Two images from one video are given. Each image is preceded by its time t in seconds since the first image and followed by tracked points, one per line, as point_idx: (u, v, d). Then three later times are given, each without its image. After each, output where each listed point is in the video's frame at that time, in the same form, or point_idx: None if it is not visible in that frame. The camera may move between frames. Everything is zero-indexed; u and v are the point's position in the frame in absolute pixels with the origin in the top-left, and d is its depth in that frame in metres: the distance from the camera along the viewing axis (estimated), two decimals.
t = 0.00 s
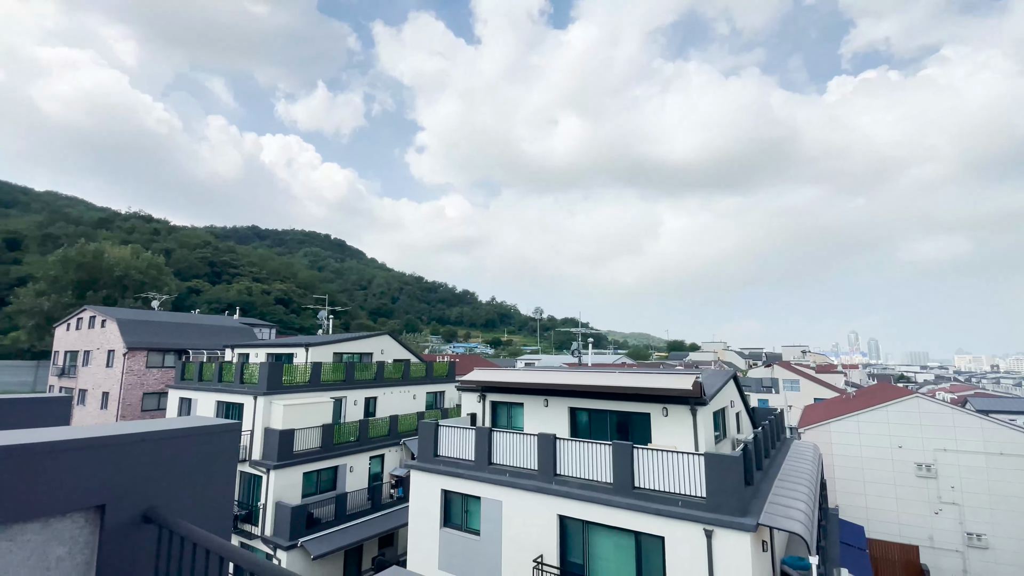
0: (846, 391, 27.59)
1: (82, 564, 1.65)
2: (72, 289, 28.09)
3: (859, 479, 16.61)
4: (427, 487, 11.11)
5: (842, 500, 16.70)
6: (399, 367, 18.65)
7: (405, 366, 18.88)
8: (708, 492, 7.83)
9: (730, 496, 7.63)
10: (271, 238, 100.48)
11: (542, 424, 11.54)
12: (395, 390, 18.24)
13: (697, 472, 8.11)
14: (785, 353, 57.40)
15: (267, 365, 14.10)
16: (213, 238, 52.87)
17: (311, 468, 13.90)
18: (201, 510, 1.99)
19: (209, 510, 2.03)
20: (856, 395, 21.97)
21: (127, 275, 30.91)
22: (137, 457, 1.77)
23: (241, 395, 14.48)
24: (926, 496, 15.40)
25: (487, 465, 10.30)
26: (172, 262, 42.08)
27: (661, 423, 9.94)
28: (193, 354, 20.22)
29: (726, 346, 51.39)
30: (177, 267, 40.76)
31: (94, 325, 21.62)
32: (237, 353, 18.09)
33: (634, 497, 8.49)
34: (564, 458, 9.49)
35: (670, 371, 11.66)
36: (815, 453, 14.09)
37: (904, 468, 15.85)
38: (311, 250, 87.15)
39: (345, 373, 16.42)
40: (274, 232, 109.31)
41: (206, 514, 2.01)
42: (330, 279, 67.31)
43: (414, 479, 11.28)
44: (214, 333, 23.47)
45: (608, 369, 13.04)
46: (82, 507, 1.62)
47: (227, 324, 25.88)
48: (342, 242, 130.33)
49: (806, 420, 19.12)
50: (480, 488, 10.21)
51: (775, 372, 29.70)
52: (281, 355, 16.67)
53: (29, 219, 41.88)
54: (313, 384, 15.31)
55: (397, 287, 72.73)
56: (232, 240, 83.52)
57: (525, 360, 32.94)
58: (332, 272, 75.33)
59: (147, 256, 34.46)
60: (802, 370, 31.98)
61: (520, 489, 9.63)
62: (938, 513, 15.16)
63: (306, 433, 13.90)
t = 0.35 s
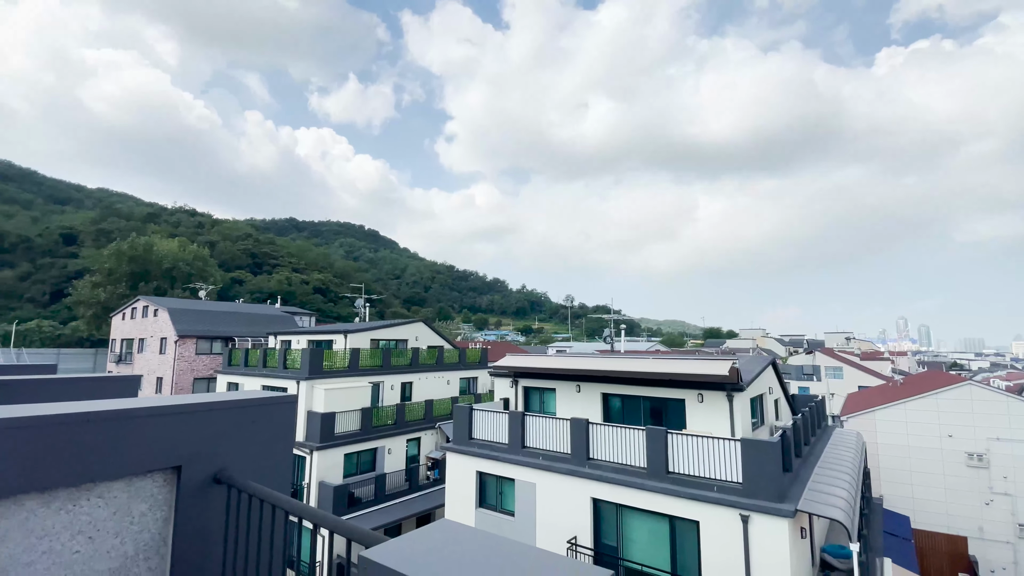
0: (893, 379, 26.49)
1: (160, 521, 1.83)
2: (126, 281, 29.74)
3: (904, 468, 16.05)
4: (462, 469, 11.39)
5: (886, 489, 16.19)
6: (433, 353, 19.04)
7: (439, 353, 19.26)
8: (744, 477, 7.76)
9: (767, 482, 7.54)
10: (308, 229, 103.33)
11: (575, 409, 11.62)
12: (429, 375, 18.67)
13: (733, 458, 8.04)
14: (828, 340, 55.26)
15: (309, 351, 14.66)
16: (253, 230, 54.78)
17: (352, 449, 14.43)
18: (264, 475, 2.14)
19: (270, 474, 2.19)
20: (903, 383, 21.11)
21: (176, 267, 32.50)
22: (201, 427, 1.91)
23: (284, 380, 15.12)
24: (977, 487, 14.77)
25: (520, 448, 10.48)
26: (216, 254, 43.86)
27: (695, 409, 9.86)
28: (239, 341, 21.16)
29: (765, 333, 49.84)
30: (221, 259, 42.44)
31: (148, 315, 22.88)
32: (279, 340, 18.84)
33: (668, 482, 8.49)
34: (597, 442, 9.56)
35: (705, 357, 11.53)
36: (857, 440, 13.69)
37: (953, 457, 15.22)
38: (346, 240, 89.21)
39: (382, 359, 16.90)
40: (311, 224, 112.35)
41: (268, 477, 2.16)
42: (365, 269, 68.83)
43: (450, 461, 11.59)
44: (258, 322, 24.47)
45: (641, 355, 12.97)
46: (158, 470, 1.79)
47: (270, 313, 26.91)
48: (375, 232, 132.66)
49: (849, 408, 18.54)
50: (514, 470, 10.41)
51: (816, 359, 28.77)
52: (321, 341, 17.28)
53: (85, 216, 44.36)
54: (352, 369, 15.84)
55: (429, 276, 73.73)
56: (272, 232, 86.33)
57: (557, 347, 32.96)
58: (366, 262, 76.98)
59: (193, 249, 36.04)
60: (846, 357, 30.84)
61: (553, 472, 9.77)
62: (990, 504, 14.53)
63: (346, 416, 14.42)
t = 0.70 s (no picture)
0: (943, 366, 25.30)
1: (231, 482, 2.00)
2: (173, 272, 31.23)
3: (952, 458, 15.43)
4: (496, 452, 11.61)
5: (933, 480, 15.60)
6: (465, 340, 19.34)
7: (471, 339, 19.54)
8: (781, 464, 7.65)
9: (805, 468, 7.42)
10: (341, 220, 105.32)
11: (608, 394, 11.65)
12: (462, 361, 18.98)
13: (770, 445, 7.92)
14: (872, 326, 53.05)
15: (347, 337, 15.15)
16: (290, 221, 56.35)
17: (389, 431, 14.87)
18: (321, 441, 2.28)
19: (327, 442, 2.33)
20: (953, 370, 20.18)
21: (219, 258, 33.85)
22: (262, 399, 2.07)
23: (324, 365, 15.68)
24: None
25: (553, 432, 10.61)
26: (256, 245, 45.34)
27: (731, 395, 9.73)
28: (280, 328, 21.99)
29: (804, 319, 48.23)
30: (260, 250, 43.82)
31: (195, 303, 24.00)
32: (318, 326, 19.48)
33: (702, 468, 8.46)
34: (630, 427, 9.58)
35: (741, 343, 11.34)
36: (902, 429, 13.24)
37: (1006, 447, 14.54)
38: (378, 230, 90.67)
39: (416, 345, 17.29)
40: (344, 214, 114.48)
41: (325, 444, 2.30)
42: (397, 258, 69.92)
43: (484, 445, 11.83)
44: (296, 310, 25.31)
45: (674, 341, 12.86)
46: (225, 437, 1.95)
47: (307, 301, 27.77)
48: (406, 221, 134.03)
49: (893, 397, 17.88)
50: (547, 454, 10.56)
51: (859, 345, 27.73)
52: (357, 328, 17.80)
53: (133, 210, 46.45)
54: (388, 355, 16.28)
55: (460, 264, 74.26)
56: (307, 223, 88.52)
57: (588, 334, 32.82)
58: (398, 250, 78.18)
59: (235, 240, 37.34)
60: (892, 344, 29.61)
61: (586, 456, 9.87)
62: None
63: (383, 400, 14.85)
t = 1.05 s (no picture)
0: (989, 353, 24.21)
1: (288, 452, 2.14)
2: (211, 261, 32.45)
3: (999, 449, 14.81)
4: (524, 436, 11.77)
5: (977, 471, 15.05)
6: (492, 326, 19.54)
7: (498, 326, 19.72)
8: (815, 450, 7.55)
9: (841, 455, 7.29)
10: (368, 209, 106.76)
11: (636, 380, 11.63)
12: (489, 347, 19.19)
13: (805, 430, 7.81)
14: (913, 312, 50.97)
15: (377, 323, 15.51)
16: (319, 211, 57.41)
17: (419, 415, 15.21)
18: (371, 413, 2.40)
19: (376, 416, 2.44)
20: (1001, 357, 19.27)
21: (254, 247, 34.90)
22: (314, 373, 2.18)
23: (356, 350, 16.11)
24: None
25: (580, 417, 10.70)
26: (287, 235, 46.45)
27: (764, 381, 9.57)
28: (313, 315, 22.59)
29: (840, 305, 46.69)
30: (292, 239, 44.83)
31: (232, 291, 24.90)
32: (349, 313, 19.99)
33: (733, 453, 8.41)
34: (659, 412, 9.58)
35: (773, 329, 11.13)
36: (944, 418, 12.80)
37: None
38: (406, 219, 91.45)
39: (444, 331, 17.57)
40: (372, 204, 115.94)
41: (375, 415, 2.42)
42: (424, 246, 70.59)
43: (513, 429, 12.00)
44: (328, 297, 25.94)
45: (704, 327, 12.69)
46: (282, 408, 2.09)
47: (338, 288, 28.43)
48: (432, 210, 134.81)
49: (935, 385, 17.24)
50: (575, 439, 10.67)
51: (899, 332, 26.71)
52: (387, 314, 18.18)
53: (171, 202, 48.07)
54: (417, 340, 16.61)
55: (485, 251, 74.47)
56: (336, 212, 90.07)
57: (615, 321, 32.56)
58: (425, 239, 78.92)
59: (267, 229, 38.30)
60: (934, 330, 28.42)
61: (614, 441, 9.94)
62: None
63: (412, 384, 15.19)
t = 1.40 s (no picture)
0: None
1: (334, 419, 2.26)
2: (238, 248, 33.35)
3: None
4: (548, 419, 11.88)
5: (1014, 459, 14.58)
6: (513, 311, 19.66)
7: (519, 310, 19.82)
8: (843, 433, 7.47)
9: (870, 438, 7.21)
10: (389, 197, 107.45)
11: (659, 364, 11.61)
12: (510, 332, 19.32)
13: (833, 413, 7.72)
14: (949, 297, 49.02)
15: (400, 307, 15.78)
16: (341, 198, 57.95)
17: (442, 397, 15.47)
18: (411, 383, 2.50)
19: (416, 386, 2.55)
20: None
21: (279, 234, 35.62)
22: (358, 345, 2.29)
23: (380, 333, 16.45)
24: None
25: (603, 400, 10.76)
26: (311, 222, 47.12)
27: (791, 365, 9.46)
28: (338, 300, 23.04)
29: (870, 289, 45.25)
30: (315, 227, 45.40)
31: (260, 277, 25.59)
32: (373, 298, 20.34)
33: (759, 436, 8.38)
34: (683, 395, 9.58)
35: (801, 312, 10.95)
36: (979, 404, 12.44)
37: None
38: (426, 205, 91.66)
39: (466, 316, 17.77)
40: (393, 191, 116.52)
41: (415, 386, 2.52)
42: (445, 232, 70.80)
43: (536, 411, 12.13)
44: (352, 282, 26.41)
45: (729, 311, 12.54)
46: (330, 376, 2.21)
47: (361, 274, 28.88)
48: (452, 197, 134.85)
49: (970, 371, 16.72)
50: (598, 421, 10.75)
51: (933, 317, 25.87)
52: (410, 299, 18.47)
53: (198, 191, 49.16)
54: (439, 324, 16.87)
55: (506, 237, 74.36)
56: (358, 200, 90.87)
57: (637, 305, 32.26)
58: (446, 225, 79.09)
59: (292, 217, 38.91)
60: (970, 315, 27.44)
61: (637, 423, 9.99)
62: None
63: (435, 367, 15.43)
